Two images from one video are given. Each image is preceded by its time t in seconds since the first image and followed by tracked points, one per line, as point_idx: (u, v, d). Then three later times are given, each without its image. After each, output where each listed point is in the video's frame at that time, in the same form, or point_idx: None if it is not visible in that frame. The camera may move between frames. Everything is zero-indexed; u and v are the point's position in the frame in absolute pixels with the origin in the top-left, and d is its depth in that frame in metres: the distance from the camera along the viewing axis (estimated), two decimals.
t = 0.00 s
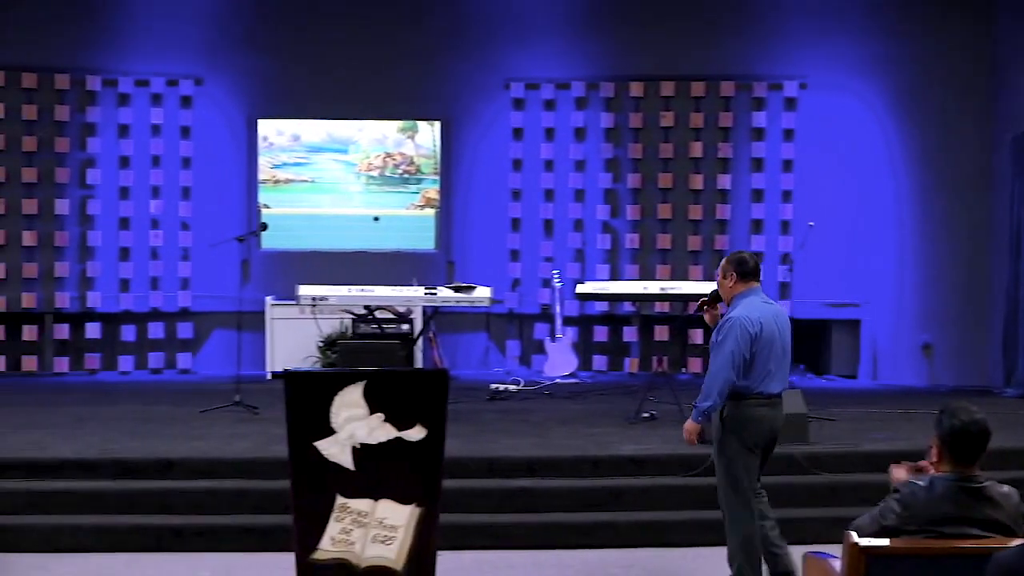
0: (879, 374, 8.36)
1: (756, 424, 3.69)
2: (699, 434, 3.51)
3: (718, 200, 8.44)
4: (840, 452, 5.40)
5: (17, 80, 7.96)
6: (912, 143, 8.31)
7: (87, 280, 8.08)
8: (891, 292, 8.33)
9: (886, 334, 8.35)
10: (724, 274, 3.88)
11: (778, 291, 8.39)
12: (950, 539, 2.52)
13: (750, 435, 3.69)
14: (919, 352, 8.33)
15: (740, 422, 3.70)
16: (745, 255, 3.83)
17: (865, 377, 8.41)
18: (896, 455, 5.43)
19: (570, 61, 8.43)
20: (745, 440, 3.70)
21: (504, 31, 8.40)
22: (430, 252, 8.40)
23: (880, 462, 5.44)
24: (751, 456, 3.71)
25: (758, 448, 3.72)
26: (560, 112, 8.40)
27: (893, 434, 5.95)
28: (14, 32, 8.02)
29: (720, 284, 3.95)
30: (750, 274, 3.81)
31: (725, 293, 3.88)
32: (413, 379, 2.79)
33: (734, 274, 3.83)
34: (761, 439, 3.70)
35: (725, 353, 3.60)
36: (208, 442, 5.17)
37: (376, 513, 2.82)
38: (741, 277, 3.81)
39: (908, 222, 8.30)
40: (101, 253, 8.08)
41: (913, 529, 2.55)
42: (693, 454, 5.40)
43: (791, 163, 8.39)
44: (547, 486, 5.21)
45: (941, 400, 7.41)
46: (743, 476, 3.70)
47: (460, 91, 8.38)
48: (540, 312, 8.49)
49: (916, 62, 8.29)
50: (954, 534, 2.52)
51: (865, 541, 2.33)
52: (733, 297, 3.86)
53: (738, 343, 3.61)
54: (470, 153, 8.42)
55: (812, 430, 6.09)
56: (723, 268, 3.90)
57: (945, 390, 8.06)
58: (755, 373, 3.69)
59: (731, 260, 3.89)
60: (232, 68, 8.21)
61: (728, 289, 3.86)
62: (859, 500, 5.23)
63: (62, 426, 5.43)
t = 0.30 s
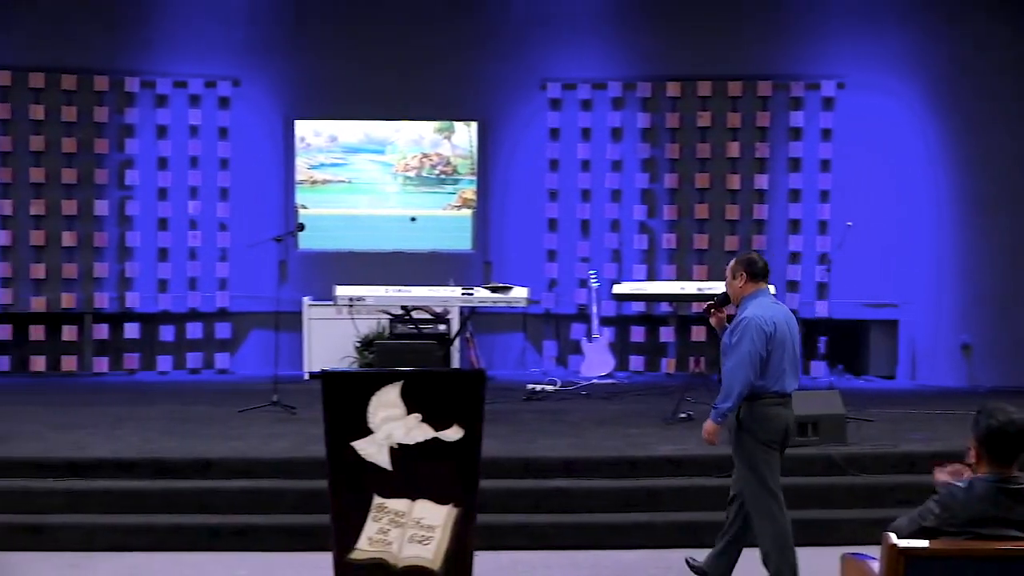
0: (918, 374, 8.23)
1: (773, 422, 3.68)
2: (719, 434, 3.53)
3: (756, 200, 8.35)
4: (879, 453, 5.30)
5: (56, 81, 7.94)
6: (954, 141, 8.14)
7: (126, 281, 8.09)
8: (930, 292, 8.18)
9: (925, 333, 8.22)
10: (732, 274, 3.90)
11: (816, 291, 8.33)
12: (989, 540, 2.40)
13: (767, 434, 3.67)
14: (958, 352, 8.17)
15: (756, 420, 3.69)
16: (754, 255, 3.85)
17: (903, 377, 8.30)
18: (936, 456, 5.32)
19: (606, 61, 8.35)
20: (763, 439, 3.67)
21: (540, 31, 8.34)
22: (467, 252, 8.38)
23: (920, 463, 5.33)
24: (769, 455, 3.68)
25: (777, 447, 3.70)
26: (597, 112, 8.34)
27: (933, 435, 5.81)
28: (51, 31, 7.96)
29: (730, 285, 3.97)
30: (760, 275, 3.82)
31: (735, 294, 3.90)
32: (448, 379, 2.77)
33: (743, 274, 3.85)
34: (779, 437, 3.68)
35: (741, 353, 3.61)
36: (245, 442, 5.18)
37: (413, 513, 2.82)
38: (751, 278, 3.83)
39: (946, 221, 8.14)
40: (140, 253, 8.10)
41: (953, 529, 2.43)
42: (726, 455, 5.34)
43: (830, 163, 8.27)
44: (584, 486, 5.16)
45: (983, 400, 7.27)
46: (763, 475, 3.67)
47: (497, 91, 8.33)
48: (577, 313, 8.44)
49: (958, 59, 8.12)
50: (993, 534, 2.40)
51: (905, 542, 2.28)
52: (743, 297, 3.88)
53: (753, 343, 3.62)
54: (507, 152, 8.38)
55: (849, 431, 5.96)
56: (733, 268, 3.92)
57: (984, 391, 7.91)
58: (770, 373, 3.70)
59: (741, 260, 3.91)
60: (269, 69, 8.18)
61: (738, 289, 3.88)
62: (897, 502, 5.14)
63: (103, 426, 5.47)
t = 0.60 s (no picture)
0: (968, 375, 8.03)
1: (789, 421, 3.67)
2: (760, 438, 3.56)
3: (803, 200, 8.23)
4: (930, 454, 5.16)
5: (107, 82, 7.93)
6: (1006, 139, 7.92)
7: (174, 281, 8.10)
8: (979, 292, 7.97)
9: (974, 333, 8.00)
10: (751, 275, 3.83)
11: (864, 291, 8.18)
12: None
13: (783, 432, 3.66)
14: (1008, 352, 7.91)
15: (774, 421, 3.66)
16: (773, 257, 3.80)
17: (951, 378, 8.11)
18: (988, 457, 5.19)
19: (656, 60, 8.25)
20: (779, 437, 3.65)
21: (586, 30, 8.26)
22: (514, 252, 8.33)
23: (971, 465, 5.19)
24: (782, 453, 3.65)
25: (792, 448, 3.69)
26: (643, 113, 8.27)
27: (986, 436, 5.63)
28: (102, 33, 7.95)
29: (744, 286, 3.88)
30: (780, 278, 3.78)
31: (754, 295, 3.82)
32: (496, 380, 2.95)
33: (764, 276, 3.78)
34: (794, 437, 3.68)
35: (772, 353, 3.57)
36: (292, 442, 5.18)
37: (461, 513, 3.03)
38: (772, 280, 3.77)
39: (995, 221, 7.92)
40: (189, 254, 8.09)
41: (1005, 532, 2.57)
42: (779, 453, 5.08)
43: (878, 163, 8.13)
44: (632, 486, 5.07)
45: None
46: (776, 472, 3.64)
47: (543, 91, 8.26)
48: (623, 313, 8.36)
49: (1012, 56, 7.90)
50: None
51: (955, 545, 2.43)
52: (761, 299, 3.81)
53: (783, 343, 3.59)
54: (553, 152, 8.31)
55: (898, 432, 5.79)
56: (751, 270, 3.84)
57: None
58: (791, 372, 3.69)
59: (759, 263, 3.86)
60: (317, 69, 8.13)
61: (757, 290, 3.80)
62: (949, 503, 5.02)
63: (153, 426, 5.50)
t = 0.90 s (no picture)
0: (1020, 376, 7.90)
1: (812, 420, 3.70)
2: (764, 424, 3.63)
3: (854, 200, 8.08)
4: (983, 455, 5.06)
5: (159, 84, 7.99)
6: None
7: (226, 282, 8.15)
8: None
9: None
10: (773, 272, 3.87)
11: (916, 292, 8.04)
12: None
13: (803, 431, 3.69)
14: None
15: (794, 417, 3.69)
16: (792, 253, 3.85)
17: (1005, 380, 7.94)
18: None
19: (707, 60, 8.18)
20: (794, 433, 3.69)
21: (635, 30, 8.20)
22: (563, 253, 8.25)
23: None
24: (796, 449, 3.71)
25: (809, 447, 3.74)
26: (693, 113, 8.18)
27: None
28: (155, 36, 8.02)
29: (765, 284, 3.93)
30: (801, 275, 3.83)
31: (775, 293, 3.87)
32: (544, 381, 3.02)
33: (785, 272, 3.83)
34: (813, 437, 3.72)
35: (798, 345, 3.60)
36: (343, 443, 5.18)
37: (510, 514, 3.12)
38: (793, 276, 3.81)
39: None
40: (240, 254, 8.14)
41: None
42: (830, 457, 5.03)
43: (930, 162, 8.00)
44: (683, 487, 4.97)
45: None
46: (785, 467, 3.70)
47: (593, 91, 8.20)
48: (673, 314, 8.26)
49: None
50: None
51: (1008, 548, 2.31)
52: (783, 296, 3.85)
53: (809, 336, 3.62)
54: (603, 152, 8.24)
55: (952, 433, 5.63)
56: (771, 267, 3.89)
57: None
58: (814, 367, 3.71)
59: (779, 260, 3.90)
60: (367, 70, 8.16)
61: (779, 288, 3.85)
62: (1002, 505, 4.91)
63: (205, 426, 5.55)
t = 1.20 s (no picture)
0: None
1: (831, 423, 3.59)
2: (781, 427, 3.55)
3: (904, 200, 7.96)
4: None
5: (208, 86, 8.02)
6: None
7: (274, 283, 8.17)
8: None
9: None
10: (788, 276, 3.78)
11: (967, 292, 7.90)
12: None
13: (825, 432, 3.59)
14: None
15: (814, 417, 3.59)
16: (805, 257, 3.74)
17: None
18: None
19: (755, 60, 8.08)
20: (812, 436, 3.60)
21: (683, 29, 8.10)
22: (610, 253, 8.17)
23: None
24: (815, 453, 3.61)
25: (830, 450, 3.63)
26: (742, 113, 8.07)
27: None
28: (205, 38, 8.04)
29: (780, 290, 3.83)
30: (818, 277, 3.74)
31: (792, 298, 3.77)
32: (592, 382, 3.06)
33: (800, 277, 3.74)
34: (837, 439, 3.61)
35: (812, 348, 3.52)
36: (389, 443, 5.16)
37: (558, 514, 3.12)
38: (811, 280, 3.72)
39: None
40: (289, 255, 8.16)
41: None
42: (877, 458, 4.93)
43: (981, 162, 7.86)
44: (732, 489, 4.87)
45: None
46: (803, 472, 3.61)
47: (641, 91, 8.11)
48: (722, 314, 8.14)
49: None
50: None
51: None
52: (799, 300, 3.76)
53: (824, 339, 3.54)
54: (651, 152, 8.15)
55: (1005, 433, 5.53)
56: (785, 272, 3.80)
57: None
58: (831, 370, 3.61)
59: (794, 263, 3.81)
60: (414, 69, 8.12)
61: (795, 293, 3.75)
62: None
63: (253, 426, 5.59)
